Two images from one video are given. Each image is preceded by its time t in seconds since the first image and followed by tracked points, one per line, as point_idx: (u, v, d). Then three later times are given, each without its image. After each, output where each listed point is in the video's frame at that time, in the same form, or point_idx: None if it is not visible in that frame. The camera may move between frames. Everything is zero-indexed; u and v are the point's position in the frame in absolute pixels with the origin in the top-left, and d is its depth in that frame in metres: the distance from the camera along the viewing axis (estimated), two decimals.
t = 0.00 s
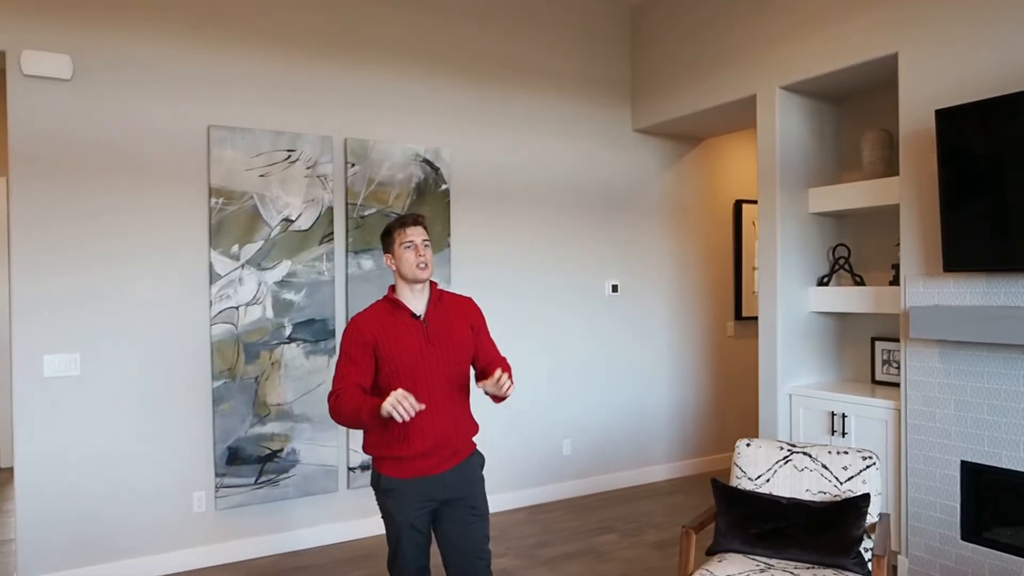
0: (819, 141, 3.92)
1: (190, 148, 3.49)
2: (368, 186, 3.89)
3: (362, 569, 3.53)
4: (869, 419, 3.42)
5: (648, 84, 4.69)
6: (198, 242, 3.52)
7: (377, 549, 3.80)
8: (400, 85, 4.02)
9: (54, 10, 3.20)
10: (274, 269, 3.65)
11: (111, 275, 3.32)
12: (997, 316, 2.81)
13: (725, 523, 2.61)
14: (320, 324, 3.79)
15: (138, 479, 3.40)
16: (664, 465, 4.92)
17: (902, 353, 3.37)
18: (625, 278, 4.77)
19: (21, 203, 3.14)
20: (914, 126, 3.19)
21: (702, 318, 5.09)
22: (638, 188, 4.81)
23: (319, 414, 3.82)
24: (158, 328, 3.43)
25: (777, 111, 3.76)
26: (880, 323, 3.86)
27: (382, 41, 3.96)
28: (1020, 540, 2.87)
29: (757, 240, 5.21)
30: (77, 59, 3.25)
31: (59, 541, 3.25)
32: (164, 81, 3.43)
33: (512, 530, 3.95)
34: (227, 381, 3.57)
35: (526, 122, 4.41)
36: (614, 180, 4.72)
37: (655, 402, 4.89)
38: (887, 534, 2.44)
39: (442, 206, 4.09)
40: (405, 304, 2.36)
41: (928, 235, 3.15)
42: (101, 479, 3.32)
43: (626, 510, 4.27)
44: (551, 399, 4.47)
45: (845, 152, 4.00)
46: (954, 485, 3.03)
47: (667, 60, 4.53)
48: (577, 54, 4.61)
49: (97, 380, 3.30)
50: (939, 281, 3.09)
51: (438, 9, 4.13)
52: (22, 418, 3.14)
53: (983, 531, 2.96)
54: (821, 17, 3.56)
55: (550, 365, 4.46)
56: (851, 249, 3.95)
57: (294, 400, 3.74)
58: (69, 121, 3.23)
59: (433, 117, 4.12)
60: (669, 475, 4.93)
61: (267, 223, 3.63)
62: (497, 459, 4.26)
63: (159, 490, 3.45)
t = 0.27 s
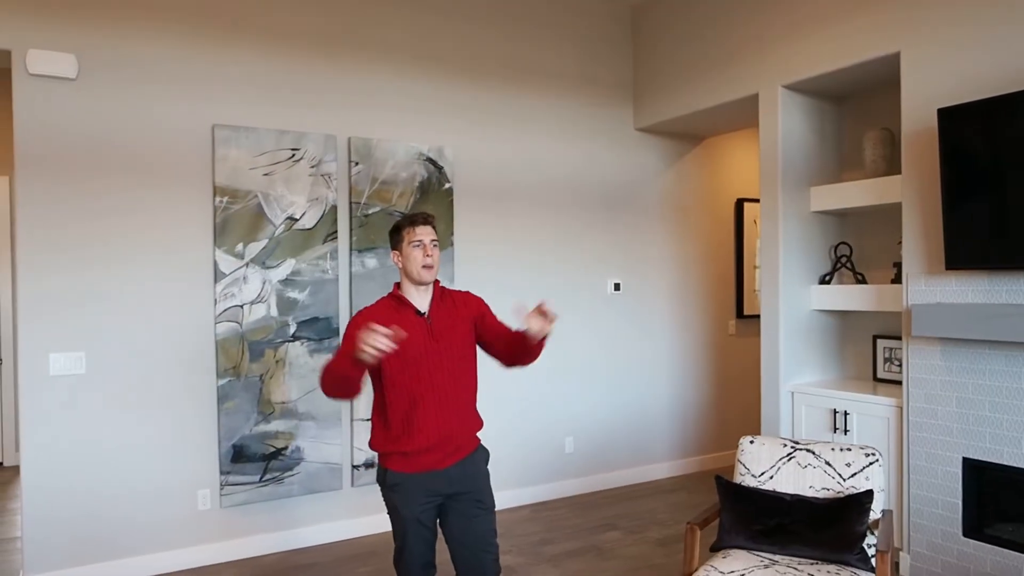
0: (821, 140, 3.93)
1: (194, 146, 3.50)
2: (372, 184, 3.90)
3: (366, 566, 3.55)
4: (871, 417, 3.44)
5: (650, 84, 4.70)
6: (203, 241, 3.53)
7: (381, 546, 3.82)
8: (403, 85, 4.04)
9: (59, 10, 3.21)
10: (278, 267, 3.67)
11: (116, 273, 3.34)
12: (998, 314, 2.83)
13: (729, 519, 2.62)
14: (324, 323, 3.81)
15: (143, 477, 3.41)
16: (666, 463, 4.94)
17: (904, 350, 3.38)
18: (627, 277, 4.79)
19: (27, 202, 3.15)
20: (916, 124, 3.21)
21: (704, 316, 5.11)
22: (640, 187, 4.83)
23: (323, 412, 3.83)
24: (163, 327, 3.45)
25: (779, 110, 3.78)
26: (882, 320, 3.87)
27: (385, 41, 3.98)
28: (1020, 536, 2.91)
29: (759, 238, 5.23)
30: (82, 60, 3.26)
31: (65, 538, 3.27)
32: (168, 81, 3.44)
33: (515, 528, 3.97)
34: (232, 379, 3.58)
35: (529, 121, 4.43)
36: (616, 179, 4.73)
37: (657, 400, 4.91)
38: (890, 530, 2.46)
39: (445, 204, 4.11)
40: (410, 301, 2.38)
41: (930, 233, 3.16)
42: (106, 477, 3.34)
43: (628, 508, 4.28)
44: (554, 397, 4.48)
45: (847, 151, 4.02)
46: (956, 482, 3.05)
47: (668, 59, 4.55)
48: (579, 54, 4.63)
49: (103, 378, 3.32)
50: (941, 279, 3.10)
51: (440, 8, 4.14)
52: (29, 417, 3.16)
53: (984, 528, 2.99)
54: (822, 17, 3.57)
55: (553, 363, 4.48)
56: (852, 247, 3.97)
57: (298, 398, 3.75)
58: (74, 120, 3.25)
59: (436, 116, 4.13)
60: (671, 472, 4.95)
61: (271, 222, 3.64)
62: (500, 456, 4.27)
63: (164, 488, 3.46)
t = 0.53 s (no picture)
0: (819, 139, 3.95)
1: (194, 145, 3.51)
2: (372, 183, 3.91)
3: (366, 564, 3.57)
4: (868, 414, 3.46)
5: (649, 83, 4.71)
6: (203, 239, 3.53)
7: (381, 544, 3.84)
8: (403, 84, 4.04)
9: (59, 8, 3.21)
10: (278, 266, 3.67)
11: (116, 272, 3.34)
12: (995, 312, 2.85)
13: (728, 516, 2.64)
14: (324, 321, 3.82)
15: (143, 475, 3.42)
16: (664, 460, 4.96)
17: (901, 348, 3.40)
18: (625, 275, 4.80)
19: (27, 200, 3.15)
20: (913, 124, 3.22)
21: (702, 314, 5.13)
22: (638, 186, 4.85)
23: (323, 411, 3.84)
24: (163, 325, 3.45)
25: (778, 109, 3.80)
26: (879, 319, 3.90)
27: (385, 40, 3.98)
28: (1015, 533, 2.94)
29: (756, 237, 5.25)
30: (81, 58, 3.26)
31: (66, 536, 3.27)
32: (168, 79, 3.44)
33: (514, 525, 3.98)
34: (232, 377, 3.59)
35: (528, 120, 4.44)
36: (614, 177, 4.75)
37: (656, 398, 4.93)
38: (888, 526, 2.48)
39: (445, 203, 4.12)
40: (412, 297, 2.40)
41: (927, 232, 3.18)
42: (107, 475, 3.34)
43: (627, 505, 4.30)
44: (553, 395, 4.50)
45: (845, 150, 4.03)
46: (952, 478, 3.08)
47: (667, 59, 4.56)
48: (578, 53, 4.64)
49: (103, 376, 3.32)
50: (937, 277, 3.12)
51: (440, 7, 4.15)
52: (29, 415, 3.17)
53: (980, 524, 3.02)
54: (820, 16, 3.59)
55: (552, 361, 4.49)
56: (850, 246, 3.99)
57: (298, 396, 3.76)
58: (74, 119, 3.25)
59: (435, 115, 4.14)
60: (669, 470, 4.97)
61: (271, 220, 3.65)
62: (500, 454, 4.29)
63: (164, 486, 3.47)
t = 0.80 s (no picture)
0: (813, 137, 3.96)
1: (188, 142, 3.49)
2: (367, 181, 3.90)
3: (362, 561, 3.57)
4: (862, 411, 3.48)
5: (644, 80, 4.72)
6: (197, 236, 3.52)
7: (376, 542, 3.84)
8: (398, 81, 4.04)
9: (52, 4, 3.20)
10: (272, 263, 3.67)
11: (110, 269, 3.33)
12: (987, 309, 2.87)
13: (722, 513, 2.65)
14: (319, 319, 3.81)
15: (137, 473, 3.41)
16: (660, 457, 4.97)
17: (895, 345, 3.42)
18: (621, 273, 4.81)
19: (19, 197, 3.14)
20: (907, 122, 3.24)
21: (697, 311, 5.14)
22: (634, 183, 4.85)
23: (318, 408, 3.84)
24: (157, 322, 3.44)
25: (772, 107, 3.81)
26: (873, 316, 3.91)
27: (380, 37, 3.98)
28: (1008, 529, 2.95)
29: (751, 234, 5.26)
30: (74, 54, 3.24)
31: (60, 534, 3.26)
32: (162, 76, 3.43)
33: (509, 522, 3.99)
34: (226, 375, 3.59)
35: (523, 118, 4.44)
36: (610, 175, 4.75)
37: (651, 396, 4.94)
38: (881, 522, 2.49)
39: (440, 200, 4.12)
40: (407, 293, 2.41)
41: (920, 229, 3.20)
42: (101, 472, 3.34)
43: (622, 502, 4.31)
44: (548, 392, 4.50)
45: (839, 148, 4.05)
46: (945, 474, 3.09)
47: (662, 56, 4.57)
48: (574, 50, 4.64)
49: (97, 374, 3.31)
50: (931, 274, 3.14)
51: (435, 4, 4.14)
52: (23, 413, 3.16)
53: (973, 520, 3.03)
54: (815, 14, 3.60)
55: (548, 358, 4.50)
56: (844, 243, 4.00)
57: (293, 394, 3.76)
58: (67, 115, 3.23)
59: (430, 112, 4.14)
60: (664, 467, 4.98)
61: (266, 218, 3.64)
62: (495, 452, 4.29)
63: (159, 483, 3.46)
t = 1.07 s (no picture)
0: (806, 134, 3.96)
1: (179, 139, 3.47)
2: (359, 177, 3.89)
3: (355, 560, 3.55)
4: (854, 408, 3.49)
5: (637, 77, 4.71)
6: (188, 234, 3.50)
7: (369, 540, 3.82)
8: (390, 77, 4.02)
9: None
10: (264, 261, 3.65)
11: (100, 267, 3.30)
12: (978, 306, 2.88)
13: (716, 510, 2.65)
14: (311, 316, 3.79)
15: (129, 473, 3.39)
16: (653, 455, 4.98)
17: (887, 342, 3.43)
18: (614, 270, 4.80)
19: (8, 194, 3.11)
20: (899, 119, 3.24)
21: (690, 309, 5.14)
22: (627, 181, 4.85)
23: (311, 407, 3.82)
24: (148, 321, 3.42)
25: (766, 104, 3.80)
26: (866, 313, 3.92)
27: (373, 33, 3.96)
28: (999, 524, 2.97)
29: (744, 232, 5.26)
30: (64, 49, 3.21)
31: (50, 534, 3.24)
32: (152, 71, 3.40)
33: (503, 520, 3.98)
34: (218, 373, 3.57)
35: (517, 115, 4.43)
36: (603, 172, 4.75)
37: (644, 393, 4.94)
38: (874, 518, 2.50)
39: (433, 197, 4.10)
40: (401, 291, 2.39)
41: (912, 227, 3.20)
42: (92, 472, 3.31)
43: (616, 499, 4.31)
44: (542, 390, 4.50)
45: (832, 145, 4.05)
46: (936, 471, 3.10)
47: (656, 53, 4.56)
48: (567, 47, 4.63)
49: (87, 373, 3.29)
50: (923, 272, 3.15)
51: None
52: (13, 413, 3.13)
53: (964, 516, 3.04)
54: (808, 12, 3.60)
55: (541, 356, 4.49)
56: (837, 241, 4.01)
57: (285, 392, 3.74)
58: (56, 111, 3.20)
59: (423, 109, 4.12)
60: (658, 464, 4.99)
61: (257, 215, 3.62)
62: (489, 450, 4.28)
63: (150, 482, 3.44)
